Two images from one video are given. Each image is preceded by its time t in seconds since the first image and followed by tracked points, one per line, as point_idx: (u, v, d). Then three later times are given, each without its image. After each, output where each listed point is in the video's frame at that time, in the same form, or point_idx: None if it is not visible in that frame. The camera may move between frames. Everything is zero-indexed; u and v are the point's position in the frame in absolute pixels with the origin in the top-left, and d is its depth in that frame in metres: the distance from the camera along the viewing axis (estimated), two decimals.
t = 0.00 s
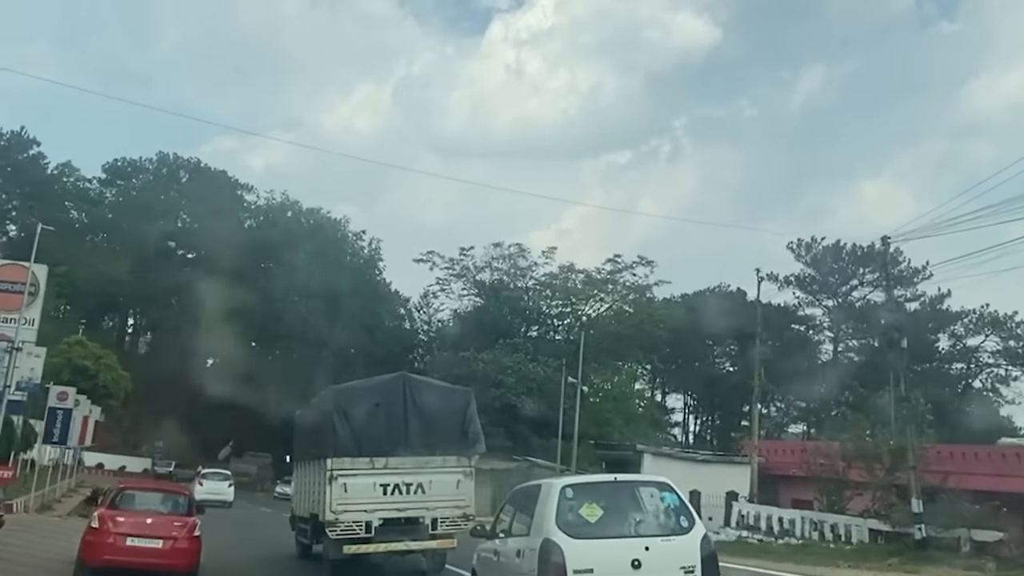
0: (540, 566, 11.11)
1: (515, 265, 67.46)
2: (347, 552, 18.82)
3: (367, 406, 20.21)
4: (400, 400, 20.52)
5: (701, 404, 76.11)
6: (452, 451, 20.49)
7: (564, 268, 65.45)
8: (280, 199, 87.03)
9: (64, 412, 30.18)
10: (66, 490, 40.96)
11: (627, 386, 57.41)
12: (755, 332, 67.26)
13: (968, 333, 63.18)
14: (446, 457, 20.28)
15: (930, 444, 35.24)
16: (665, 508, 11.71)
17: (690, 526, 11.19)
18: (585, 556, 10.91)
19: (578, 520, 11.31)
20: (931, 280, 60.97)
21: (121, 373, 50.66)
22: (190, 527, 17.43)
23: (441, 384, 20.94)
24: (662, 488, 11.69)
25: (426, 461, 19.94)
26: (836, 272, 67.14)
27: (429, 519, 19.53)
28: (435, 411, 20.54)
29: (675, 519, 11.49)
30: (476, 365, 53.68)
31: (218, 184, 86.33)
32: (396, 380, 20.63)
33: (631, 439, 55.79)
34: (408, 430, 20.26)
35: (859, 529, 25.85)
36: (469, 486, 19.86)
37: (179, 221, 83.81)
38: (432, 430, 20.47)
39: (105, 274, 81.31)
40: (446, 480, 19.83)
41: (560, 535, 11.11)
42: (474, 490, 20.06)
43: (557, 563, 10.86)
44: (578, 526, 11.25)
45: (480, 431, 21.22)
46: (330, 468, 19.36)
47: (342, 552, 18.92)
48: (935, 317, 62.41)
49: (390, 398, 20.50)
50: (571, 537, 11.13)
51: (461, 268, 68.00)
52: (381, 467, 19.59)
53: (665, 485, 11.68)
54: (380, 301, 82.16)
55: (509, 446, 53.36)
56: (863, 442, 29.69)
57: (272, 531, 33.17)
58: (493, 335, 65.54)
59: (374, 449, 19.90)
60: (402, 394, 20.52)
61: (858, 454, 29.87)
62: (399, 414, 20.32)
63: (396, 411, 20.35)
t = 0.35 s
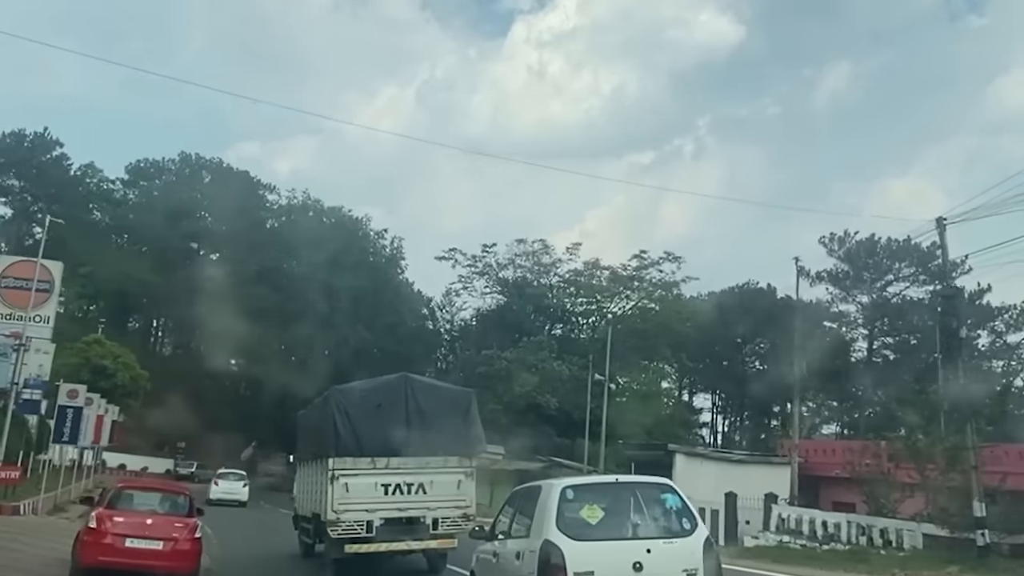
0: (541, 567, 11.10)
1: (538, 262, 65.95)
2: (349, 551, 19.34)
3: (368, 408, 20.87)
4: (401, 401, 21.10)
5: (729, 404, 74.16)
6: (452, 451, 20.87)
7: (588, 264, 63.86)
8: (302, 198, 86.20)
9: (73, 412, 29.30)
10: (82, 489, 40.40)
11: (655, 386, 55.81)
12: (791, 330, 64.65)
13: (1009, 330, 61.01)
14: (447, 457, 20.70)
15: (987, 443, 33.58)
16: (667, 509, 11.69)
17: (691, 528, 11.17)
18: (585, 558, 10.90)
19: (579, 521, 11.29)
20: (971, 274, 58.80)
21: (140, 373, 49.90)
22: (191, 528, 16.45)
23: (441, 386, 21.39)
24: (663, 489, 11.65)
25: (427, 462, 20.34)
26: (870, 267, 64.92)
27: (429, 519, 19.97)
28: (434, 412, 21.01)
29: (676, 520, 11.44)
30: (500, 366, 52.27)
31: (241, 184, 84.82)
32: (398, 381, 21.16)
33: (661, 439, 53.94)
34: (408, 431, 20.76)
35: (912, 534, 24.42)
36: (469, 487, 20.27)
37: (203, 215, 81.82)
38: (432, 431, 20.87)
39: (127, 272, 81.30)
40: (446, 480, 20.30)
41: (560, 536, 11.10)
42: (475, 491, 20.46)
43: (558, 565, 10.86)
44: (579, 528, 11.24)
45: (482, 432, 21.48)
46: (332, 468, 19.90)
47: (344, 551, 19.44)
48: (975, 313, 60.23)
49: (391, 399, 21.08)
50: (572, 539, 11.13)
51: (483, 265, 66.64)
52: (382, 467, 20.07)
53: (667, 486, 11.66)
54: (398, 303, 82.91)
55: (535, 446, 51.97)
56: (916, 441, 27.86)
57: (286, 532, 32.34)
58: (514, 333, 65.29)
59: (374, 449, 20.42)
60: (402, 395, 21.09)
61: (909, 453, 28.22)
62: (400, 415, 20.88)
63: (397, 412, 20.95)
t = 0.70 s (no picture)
0: (541, 571, 10.92)
1: (560, 260, 64.61)
2: (352, 552, 18.84)
3: (369, 409, 20.44)
4: (402, 403, 20.58)
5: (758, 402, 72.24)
6: (454, 453, 20.52)
7: (612, 261, 62.16)
8: (322, 198, 85.58)
9: (82, 411, 28.55)
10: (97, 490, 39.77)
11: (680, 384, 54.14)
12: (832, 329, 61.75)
13: None
14: (448, 459, 20.29)
15: None
16: (670, 512, 11.61)
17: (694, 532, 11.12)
18: (586, 562, 10.79)
19: (580, 524, 11.17)
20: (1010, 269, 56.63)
21: (156, 373, 49.20)
22: (191, 530, 15.49)
23: (444, 388, 20.92)
24: (664, 492, 11.61)
25: (429, 463, 19.86)
26: (905, 262, 62.83)
27: (431, 520, 19.45)
28: (436, 415, 20.59)
29: (678, 524, 11.38)
30: (523, 365, 50.70)
31: (261, 185, 83.12)
32: (399, 382, 20.57)
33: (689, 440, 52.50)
34: (410, 434, 20.35)
35: (967, 540, 22.81)
36: (471, 488, 19.75)
37: (224, 216, 80.87)
38: (434, 434, 20.48)
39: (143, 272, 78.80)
40: (448, 481, 19.81)
41: (561, 539, 10.99)
42: (476, 492, 19.96)
43: (559, 569, 10.72)
44: (579, 531, 11.12)
45: (484, 434, 21.12)
46: (334, 469, 19.31)
47: (347, 552, 18.94)
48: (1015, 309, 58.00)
49: (393, 400, 20.60)
50: (571, 541, 11.01)
51: (504, 263, 65.46)
52: (383, 468, 19.56)
53: (669, 489, 11.60)
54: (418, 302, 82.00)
55: (558, 447, 50.66)
56: (966, 440, 26.74)
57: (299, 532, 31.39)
58: (536, 332, 64.04)
59: (374, 452, 20.06)
60: (403, 396, 20.53)
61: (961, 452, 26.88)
62: (401, 416, 20.44)
63: (399, 414, 20.48)
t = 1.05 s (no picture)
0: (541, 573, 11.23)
1: (584, 256, 63.00)
2: (355, 551, 20.23)
3: (374, 411, 21.90)
4: (406, 404, 22.10)
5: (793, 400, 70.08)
6: (457, 453, 21.98)
7: (638, 257, 60.23)
8: (344, 198, 84.65)
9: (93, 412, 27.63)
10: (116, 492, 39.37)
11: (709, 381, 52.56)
12: (871, 326, 59.57)
13: None
14: (451, 461, 21.73)
15: None
16: (671, 515, 11.84)
17: (695, 535, 11.33)
18: (586, 564, 11.08)
19: (580, 527, 11.45)
20: None
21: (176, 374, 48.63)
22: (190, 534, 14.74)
23: (446, 390, 22.38)
24: (666, 495, 11.83)
25: (431, 464, 21.29)
26: (944, 255, 60.27)
27: (434, 521, 20.83)
28: (439, 415, 22.04)
29: (679, 527, 11.58)
30: (549, 365, 49.39)
31: (284, 186, 80.84)
32: (404, 384, 22.13)
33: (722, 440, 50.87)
34: (413, 433, 21.85)
35: None
36: (473, 490, 21.12)
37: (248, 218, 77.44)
38: (437, 433, 21.94)
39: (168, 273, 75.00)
40: (450, 483, 21.17)
41: (561, 543, 11.25)
42: (479, 494, 21.32)
43: (559, 571, 11.02)
44: (580, 533, 11.40)
45: (487, 433, 22.59)
46: (338, 471, 20.76)
47: (350, 551, 20.33)
48: None
49: (397, 402, 22.08)
50: (572, 544, 11.31)
51: (527, 261, 64.03)
52: (387, 468, 21.01)
53: (671, 492, 11.83)
54: (441, 301, 81.21)
55: (585, 448, 49.12)
56: None
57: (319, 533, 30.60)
58: (561, 330, 62.49)
59: (379, 452, 21.67)
60: (407, 398, 22.08)
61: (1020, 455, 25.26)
62: (405, 417, 21.94)
63: (403, 414, 21.99)
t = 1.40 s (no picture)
0: None
1: (610, 252, 61.10)
2: (360, 553, 19.05)
3: (378, 413, 21.14)
4: (411, 406, 21.27)
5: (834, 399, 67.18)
6: (462, 454, 21.19)
7: (665, 252, 57.96)
8: (367, 197, 83.68)
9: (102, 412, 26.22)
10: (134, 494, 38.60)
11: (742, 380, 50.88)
12: (911, 321, 58.19)
13: None
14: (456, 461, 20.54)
15: None
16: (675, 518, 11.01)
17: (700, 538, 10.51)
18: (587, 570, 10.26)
19: (580, 529, 10.62)
20: None
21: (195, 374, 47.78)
22: (187, 536, 13.80)
23: (451, 391, 21.56)
24: (668, 497, 11.02)
25: (436, 465, 20.10)
26: (986, 247, 57.99)
27: (440, 522, 19.72)
28: (444, 417, 21.22)
29: (683, 529, 10.76)
30: (575, 364, 47.96)
31: (305, 185, 80.77)
32: (408, 387, 21.28)
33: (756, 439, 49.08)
34: (418, 435, 21.09)
35: None
36: (479, 492, 19.94)
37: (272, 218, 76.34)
38: (442, 435, 21.17)
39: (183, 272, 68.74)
40: (455, 484, 20.00)
41: (559, 545, 10.43)
42: (485, 495, 20.15)
43: None
44: (578, 536, 10.60)
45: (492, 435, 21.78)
46: (343, 470, 19.62)
47: (355, 552, 19.17)
48: None
49: (402, 403, 21.28)
50: (571, 548, 10.48)
51: (552, 258, 62.47)
52: (392, 469, 19.85)
53: (675, 492, 11.03)
54: (466, 300, 79.87)
55: (614, 448, 47.23)
56: None
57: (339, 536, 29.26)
58: (590, 328, 61.28)
59: (384, 453, 20.93)
60: (412, 400, 21.25)
61: None
62: (410, 419, 21.16)
63: (408, 416, 21.18)
